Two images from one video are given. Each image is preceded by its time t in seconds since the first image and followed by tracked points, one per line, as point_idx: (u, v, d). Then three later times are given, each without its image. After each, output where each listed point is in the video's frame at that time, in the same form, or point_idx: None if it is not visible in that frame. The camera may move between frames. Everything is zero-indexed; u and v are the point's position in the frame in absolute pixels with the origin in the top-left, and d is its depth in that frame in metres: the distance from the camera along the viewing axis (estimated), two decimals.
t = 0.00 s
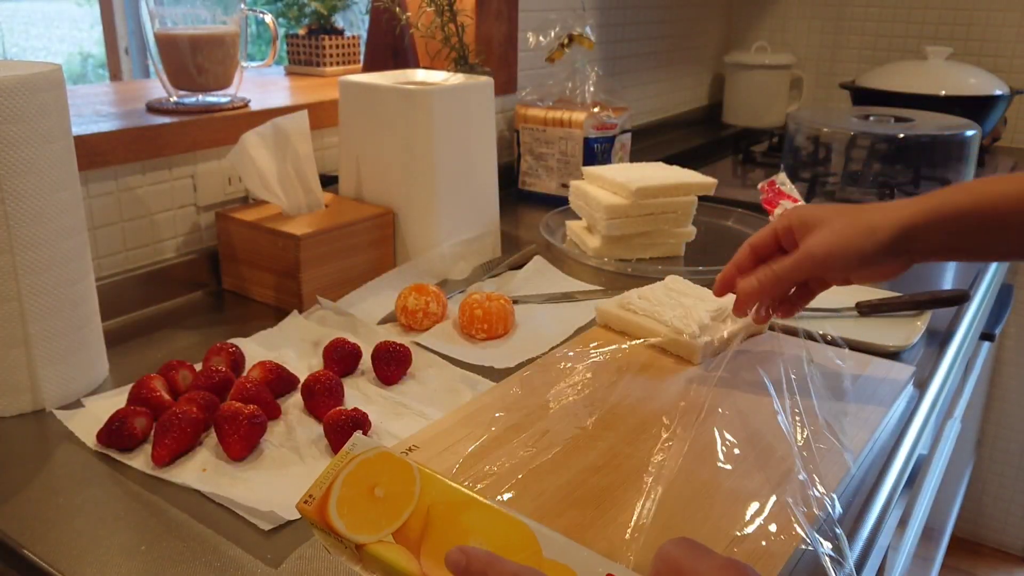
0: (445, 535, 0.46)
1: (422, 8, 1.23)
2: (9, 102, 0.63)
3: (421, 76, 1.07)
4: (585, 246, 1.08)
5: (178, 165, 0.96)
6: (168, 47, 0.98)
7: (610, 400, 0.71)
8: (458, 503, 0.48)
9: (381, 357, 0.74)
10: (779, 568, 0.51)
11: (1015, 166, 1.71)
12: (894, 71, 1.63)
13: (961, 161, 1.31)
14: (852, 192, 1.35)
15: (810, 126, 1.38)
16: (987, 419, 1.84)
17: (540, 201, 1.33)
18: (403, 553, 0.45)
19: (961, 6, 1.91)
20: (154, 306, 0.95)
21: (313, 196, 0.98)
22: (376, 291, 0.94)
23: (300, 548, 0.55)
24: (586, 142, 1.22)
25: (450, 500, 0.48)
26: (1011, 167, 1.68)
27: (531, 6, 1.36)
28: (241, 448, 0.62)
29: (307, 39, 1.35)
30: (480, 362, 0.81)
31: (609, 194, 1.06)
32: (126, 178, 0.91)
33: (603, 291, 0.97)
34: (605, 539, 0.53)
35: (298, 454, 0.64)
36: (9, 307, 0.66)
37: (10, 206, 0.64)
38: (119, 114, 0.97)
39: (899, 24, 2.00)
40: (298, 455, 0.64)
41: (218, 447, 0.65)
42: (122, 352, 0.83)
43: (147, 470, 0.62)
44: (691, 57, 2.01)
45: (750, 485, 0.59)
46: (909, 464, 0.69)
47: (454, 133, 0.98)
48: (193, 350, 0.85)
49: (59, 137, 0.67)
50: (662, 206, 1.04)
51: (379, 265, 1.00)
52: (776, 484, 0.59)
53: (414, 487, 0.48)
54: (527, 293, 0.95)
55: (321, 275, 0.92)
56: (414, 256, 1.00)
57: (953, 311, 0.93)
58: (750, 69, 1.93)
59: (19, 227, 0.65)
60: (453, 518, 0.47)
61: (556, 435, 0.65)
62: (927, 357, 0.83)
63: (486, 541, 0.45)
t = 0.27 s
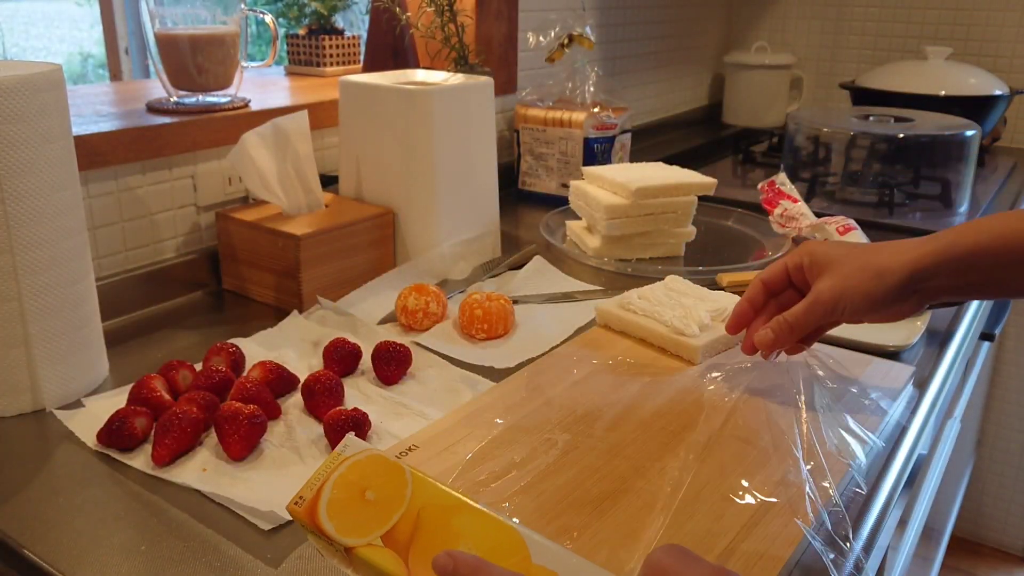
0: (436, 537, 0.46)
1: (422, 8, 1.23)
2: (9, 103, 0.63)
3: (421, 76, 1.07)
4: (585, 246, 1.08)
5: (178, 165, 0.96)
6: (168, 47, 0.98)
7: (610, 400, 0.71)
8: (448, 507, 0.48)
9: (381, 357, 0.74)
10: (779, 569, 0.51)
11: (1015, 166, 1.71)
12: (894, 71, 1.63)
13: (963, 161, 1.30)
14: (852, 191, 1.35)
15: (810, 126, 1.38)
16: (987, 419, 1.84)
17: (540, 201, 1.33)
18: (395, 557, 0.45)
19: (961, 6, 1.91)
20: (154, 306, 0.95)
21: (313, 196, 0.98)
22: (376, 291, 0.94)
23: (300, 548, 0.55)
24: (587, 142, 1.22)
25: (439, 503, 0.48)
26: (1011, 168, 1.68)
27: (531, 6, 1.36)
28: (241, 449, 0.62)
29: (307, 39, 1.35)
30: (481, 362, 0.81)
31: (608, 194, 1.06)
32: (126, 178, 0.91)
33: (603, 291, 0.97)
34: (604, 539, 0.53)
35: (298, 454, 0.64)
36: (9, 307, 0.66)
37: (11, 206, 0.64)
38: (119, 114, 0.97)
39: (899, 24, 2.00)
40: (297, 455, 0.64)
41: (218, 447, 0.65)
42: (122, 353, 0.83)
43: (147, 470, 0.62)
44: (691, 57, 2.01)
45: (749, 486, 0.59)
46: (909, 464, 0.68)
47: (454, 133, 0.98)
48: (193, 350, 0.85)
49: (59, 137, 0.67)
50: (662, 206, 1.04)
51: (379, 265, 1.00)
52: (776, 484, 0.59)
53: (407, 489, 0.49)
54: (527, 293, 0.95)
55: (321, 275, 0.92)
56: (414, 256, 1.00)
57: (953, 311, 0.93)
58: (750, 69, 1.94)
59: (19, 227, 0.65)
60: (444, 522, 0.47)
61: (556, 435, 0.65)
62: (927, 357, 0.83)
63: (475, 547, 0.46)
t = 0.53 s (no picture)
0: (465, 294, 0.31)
1: (422, 8, 1.23)
2: (9, 102, 0.63)
3: (421, 76, 1.07)
4: (585, 246, 1.08)
5: (178, 165, 0.96)
6: (168, 47, 0.98)
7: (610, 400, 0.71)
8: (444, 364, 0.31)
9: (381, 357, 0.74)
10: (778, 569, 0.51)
11: (1015, 166, 1.71)
12: (894, 71, 1.63)
13: (961, 161, 1.31)
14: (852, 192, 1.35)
15: (810, 125, 1.38)
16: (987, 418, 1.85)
17: (540, 201, 1.33)
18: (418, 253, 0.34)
19: (961, 6, 1.92)
20: (155, 306, 0.95)
21: (313, 196, 0.98)
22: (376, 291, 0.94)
23: (300, 548, 0.55)
24: (587, 142, 1.22)
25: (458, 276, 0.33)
26: (1011, 168, 1.68)
27: (530, 7, 1.37)
28: (241, 449, 0.62)
29: (307, 39, 1.35)
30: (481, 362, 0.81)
31: (609, 194, 1.06)
32: (126, 178, 0.91)
33: (603, 291, 0.97)
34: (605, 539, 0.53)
35: (299, 454, 0.64)
36: (10, 307, 0.66)
37: (11, 206, 0.64)
38: (119, 114, 0.97)
39: (899, 24, 2.00)
40: (298, 455, 0.64)
41: (218, 446, 0.65)
42: (122, 353, 0.83)
43: (147, 470, 0.62)
44: (691, 57, 2.01)
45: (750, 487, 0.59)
46: (909, 464, 0.68)
47: (455, 133, 0.98)
48: (193, 350, 0.85)
49: (59, 137, 0.67)
50: (661, 206, 1.04)
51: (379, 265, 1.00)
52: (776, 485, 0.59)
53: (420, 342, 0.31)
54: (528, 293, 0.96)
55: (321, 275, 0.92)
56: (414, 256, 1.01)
57: (952, 312, 0.93)
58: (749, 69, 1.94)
59: (19, 227, 0.65)
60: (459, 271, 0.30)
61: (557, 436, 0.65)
62: (927, 357, 0.83)
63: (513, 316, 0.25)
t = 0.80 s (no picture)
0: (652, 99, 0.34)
1: (422, 8, 1.23)
2: (8, 102, 0.63)
3: (421, 76, 1.07)
4: (585, 246, 1.08)
5: (178, 165, 0.96)
6: (168, 47, 0.98)
7: (609, 400, 0.71)
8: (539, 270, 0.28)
9: (382, 357, 0.74)
10: (778, 569, 0.51)
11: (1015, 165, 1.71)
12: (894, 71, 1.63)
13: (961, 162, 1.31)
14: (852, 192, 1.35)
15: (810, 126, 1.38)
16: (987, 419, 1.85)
17: (540, 201, 1.33)
18: None
19: (961, 6, 1.92)
20: (155, 306, 0.95)
21: (313, 196, 0.98)
22: (376, 291, 0.94)
23: (300, 549, 0.55)
24: (586, 142, 1.22)
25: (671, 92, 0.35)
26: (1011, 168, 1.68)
27: (530, 7, 1.37)
28: (241, 449, 0.62)
29: (307, 39, 1.35)
30: (481, 362, 0.81)
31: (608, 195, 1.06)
32: (126, 178, 0.91)
33: (603, 291, 0.97)
34: (604, 538, 0.53)
35: (298, 454, 0.64)
36: (9, 307, 0.66)
37: (10, 206, 0.64)
38: (119, 114, 0.97)
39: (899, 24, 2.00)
40: (298, 455, 0.64)
41: (218, 447, 0.65)
42: (122, 353, 0.83)
43: (147, 470, 0.62)
44: (691, 57, 2.01)
45: (750, 486, 0.59)
46: (909, 464, 0.68)
47: (454, 133, 0.98)
48: (193, 350, 0.85)
49: (59, 137, 0.67)
50: (661, 206, 1.04)
51: (379, 266, 1.00)
52: (776, 484, 0.59)
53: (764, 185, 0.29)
54: (528, 294, 0.96)
55: (321, 275, 0.92)
56: (415, 255, 1.01)
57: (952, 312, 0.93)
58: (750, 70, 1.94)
59: (19, 227, 0.65)
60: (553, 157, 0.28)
61: (556, 436, 0.65)
62: (927, 357, 0.83)
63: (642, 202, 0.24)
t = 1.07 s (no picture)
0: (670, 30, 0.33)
1: (422, 8, 1.23)
2: (9, 102, 0.63)
3: (421, 76, 1.07)
4: (585, 246, 1.08)
5: (178, 165, 0.96)
6: (168, 47, 0.98)
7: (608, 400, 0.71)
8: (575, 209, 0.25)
9: (381, 357, 0.74)
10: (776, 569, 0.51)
11: (1015, 165, 1.71)
12: (894, 71, 1.64)
13: (961, 162, 1.31)
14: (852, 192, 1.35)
15: (810, 126, 1.39)
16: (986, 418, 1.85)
17: (540, 201, 1.33)
18: None
19: (961, 6, 1.92)
20: (155, 306, 0.95)
21: (313, 196, 0.98)
22: (376, 291, 0.94)
23: (301, 549, 0.55)
24: (587, 142, 1.23)
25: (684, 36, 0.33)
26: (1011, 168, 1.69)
27: (530, 7, 1.37)
28: (241, 449, 0.62)
29: (307, 39, 1.35)
30: (481, 362, 0.81)
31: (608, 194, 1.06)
32: (126, 178, 0.91)
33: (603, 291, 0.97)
34: (603, 539, 0.53)
35: (298, 454, 0.64)
36: (10, 307, 0.66)
37: (11, 206, 0.65)
38: (119, 114, 0.97)
39: (899, 24, 2.00)
40: (298, 455, 0.64)
41: (218, 447, 0.65)
42: (122, 353, 0.83)
43: (147, 470, 0.62)
44: (690, 57, 2.02)
45: (750, 487, 0.59)
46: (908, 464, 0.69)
47: (454, 133, 0.98)
48: (193, 350, 0.85)
49: (59, 137, 0.67)
50: (661, 206, 1.04)
51: (379, 265, 1.00)
52: (776, 485, 0.59)
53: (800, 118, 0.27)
54: (528, 293, 0.96)
55: (321, 275, 0.92)
56: (415, 255, 1.01)
57: (952, 312, 0.93)
58: (750, 70, 1.94)
59: (20, 227, 0.65)
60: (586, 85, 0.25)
61: (555, 436, 0.65)
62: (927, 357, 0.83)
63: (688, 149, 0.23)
